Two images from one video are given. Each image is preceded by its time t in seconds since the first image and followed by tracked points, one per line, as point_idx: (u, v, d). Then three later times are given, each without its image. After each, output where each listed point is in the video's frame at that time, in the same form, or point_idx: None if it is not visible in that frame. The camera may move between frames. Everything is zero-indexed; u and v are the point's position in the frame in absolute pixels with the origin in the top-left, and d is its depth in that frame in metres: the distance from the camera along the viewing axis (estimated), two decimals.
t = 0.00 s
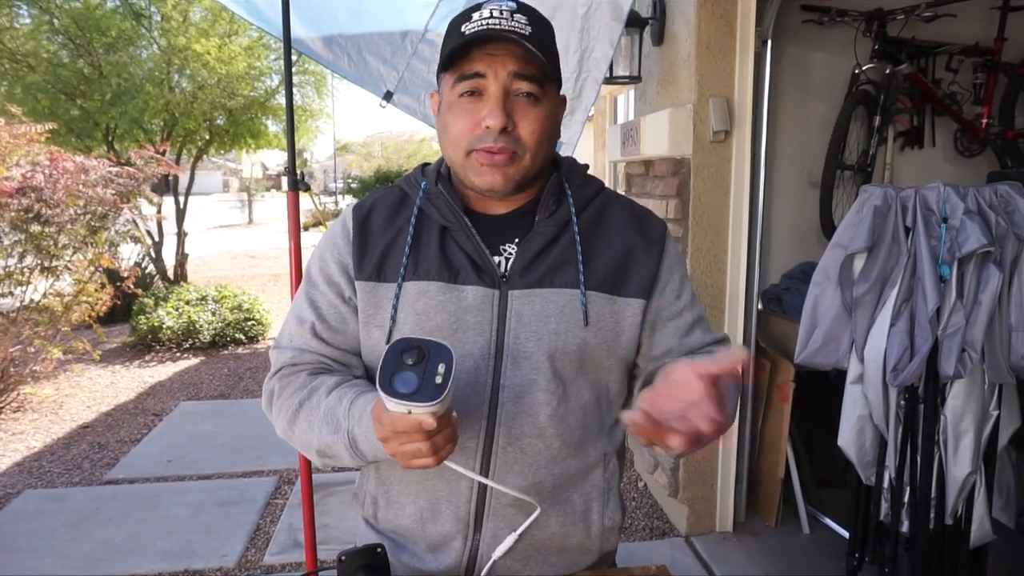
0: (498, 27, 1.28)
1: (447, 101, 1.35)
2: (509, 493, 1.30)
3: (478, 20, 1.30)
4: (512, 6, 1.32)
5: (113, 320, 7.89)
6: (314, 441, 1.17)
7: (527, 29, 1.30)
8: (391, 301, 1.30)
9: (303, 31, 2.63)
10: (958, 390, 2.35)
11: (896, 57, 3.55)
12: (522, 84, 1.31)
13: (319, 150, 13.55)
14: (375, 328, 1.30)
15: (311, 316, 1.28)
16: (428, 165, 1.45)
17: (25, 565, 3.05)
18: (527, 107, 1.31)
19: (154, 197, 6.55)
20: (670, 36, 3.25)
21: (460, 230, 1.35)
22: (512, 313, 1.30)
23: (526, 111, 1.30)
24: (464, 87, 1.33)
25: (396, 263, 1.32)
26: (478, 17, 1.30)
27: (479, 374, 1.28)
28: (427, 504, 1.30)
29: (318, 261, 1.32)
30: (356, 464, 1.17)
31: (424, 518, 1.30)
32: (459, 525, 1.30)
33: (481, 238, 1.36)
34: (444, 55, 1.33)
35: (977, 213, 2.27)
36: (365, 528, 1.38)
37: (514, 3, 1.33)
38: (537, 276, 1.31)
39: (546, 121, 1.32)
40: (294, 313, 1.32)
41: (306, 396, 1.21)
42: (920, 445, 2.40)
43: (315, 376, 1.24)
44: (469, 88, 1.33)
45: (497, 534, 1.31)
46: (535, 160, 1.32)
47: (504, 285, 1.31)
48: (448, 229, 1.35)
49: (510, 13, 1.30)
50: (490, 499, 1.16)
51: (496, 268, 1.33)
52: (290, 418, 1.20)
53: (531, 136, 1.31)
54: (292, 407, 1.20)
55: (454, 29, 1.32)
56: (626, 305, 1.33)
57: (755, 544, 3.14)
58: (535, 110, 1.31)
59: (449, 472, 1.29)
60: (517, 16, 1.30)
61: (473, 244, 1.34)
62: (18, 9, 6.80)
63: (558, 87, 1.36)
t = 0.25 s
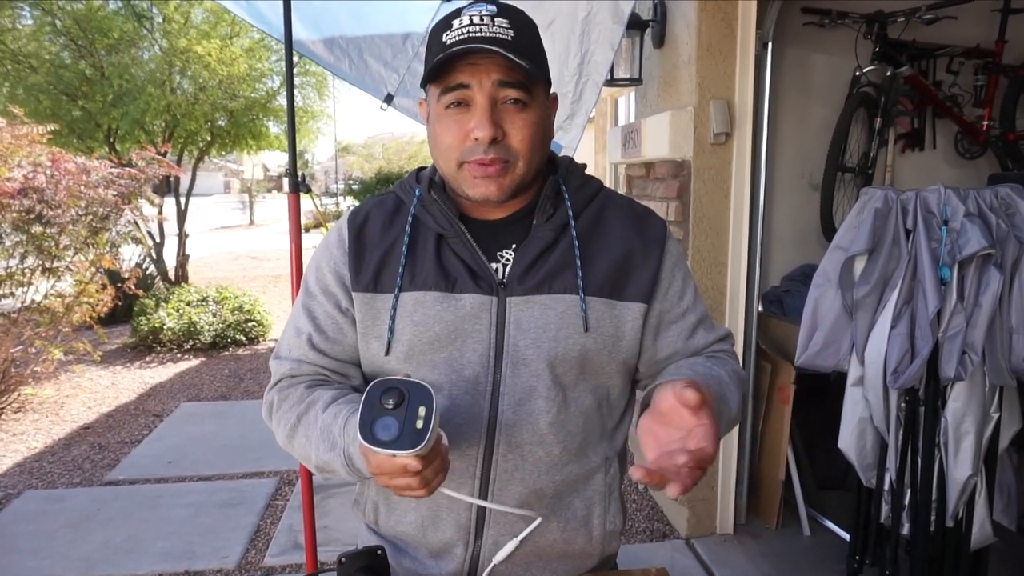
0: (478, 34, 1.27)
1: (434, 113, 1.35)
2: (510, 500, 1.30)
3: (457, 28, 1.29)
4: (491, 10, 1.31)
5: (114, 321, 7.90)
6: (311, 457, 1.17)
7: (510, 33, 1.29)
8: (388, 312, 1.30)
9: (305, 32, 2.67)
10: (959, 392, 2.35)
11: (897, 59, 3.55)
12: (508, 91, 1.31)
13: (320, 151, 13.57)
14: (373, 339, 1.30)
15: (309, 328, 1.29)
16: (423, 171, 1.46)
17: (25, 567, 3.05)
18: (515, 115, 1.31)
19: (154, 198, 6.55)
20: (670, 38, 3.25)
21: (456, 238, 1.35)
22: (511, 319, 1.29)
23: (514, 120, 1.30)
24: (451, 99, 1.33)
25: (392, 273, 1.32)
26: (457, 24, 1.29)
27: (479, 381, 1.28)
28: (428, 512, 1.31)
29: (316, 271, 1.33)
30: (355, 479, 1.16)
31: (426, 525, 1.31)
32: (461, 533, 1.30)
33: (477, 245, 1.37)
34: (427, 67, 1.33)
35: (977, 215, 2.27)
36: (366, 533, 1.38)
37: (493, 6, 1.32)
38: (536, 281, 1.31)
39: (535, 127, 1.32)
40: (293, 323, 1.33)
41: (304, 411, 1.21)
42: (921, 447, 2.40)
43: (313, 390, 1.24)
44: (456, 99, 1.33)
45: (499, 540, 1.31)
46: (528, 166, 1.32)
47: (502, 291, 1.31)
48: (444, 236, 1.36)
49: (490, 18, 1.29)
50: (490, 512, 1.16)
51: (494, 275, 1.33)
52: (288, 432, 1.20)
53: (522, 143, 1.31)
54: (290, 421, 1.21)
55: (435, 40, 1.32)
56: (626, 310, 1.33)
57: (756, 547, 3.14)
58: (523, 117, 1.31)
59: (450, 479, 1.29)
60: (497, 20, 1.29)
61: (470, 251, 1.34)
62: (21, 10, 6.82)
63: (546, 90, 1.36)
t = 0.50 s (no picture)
0: (504, 36, 1.26)
1: (452, 108, 1.34)
2: (510, 503, 1.30)
3: (484, 27, 1.28)
4: (519, 14, 1.30)
5: (114, 324, 7.90)
6: (324, 449, 1.17)
7: (536, 38, 1.28)
8: (392, 309, 1.30)
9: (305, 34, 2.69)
10: (959, 395, 2.35)
11: (897, 62, 3.55)
12: (529, 94, 1.30)
13: (320, 154, 13.58)
14: (375, 336, 1.30)
15: (315, 322, 1.28)
16: (429, 171, 1.45)
17: (24, 570, 3.05)
18: (534, 118, 1.30)
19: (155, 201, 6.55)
20: (670, 41, 3.26)
21: (461, 238, 1.34)
22: (513, 322, 1.30)
23: (532, 123, 1.30)
24: (470, 96, 1.31)
25: (397, 271, 1.32)
26: (484, 24, 1.28)
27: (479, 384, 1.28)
28: (427, 514, 1.30)
29: (320, 265, 1.32)
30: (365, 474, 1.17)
31: (424, 527, 1.30)
32: (459, 536, 1.29)
33: (482, 246, 1.36)
34: (450, 62, 1.31)
35: (977, 218, 2.27)
36: (365, 536, 1.38)
37: (520, 10, 1.31)
38: (538, 285, 1.31)
39: (552, 132, 1.32)
40: (296, 318, 1.32)
41: (313, 405, 1.21)
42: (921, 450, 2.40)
43: (321, 385, 1.24)
44: (475, 96, 1.31)
45: (497, 544, 1.30)
46: (541, 171, 1.32)
47: (505, 294, 1.31)
48: (448, 236, 1.35)
49: (518, 21, 1.28)
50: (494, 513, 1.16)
51: (497, 277, 1.33)
52: (296, 427, 1.20)
53: (537, 147, 1.30)
54: (298, 416, 1.20)
55: (459, 37, 1.30)
56: (627, 314, 1.33)
57: (756, 550, 3.14)
58: (541, 121, 1.30)
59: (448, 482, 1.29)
60: (525, 24, 1.28)
61: (474, 252, 1.34)
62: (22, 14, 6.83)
63: (565, 96, 1.35)
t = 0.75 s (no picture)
0: (510, 38, 1.25)
1: (457, 111, 1.33)
2: (509, 504, 1.29)
3: (488, 30, 1.27)
4: (524, 17, 1.29)
5: (113, 325, 7.89)
6: (336, 451, 1.17)
7: (541, 40, 1.27)
8: (396, 307, 1.29)
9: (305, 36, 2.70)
10: (960, 398, 2.35)
11: (897, 64, 3.56)
12: (534, 97, 1.29)
13: (319, 155, 13.57)
14: (379, 335, 1.29)
15: (321, 320, 1.27)
16: (434, 172, 1.45)
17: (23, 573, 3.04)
18: (539, 120, 1.29)
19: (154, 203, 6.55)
20: (670, 43, 3.26)
21: (465, 239, 1.34)
22: (517, 323, 1.30)
23: (537, 125, 1.29)
24: (475, 98, 1.30)
25: (401, 269, 1.31)
26: (489, 26, 1.27)
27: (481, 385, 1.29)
28: (426, 514, 1.30)
29: (326, 262, 1.31)
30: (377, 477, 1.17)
31: (423, 528, 1.30)
32: (459, 536, 1.29)
33: (486, 248, 1.36)
34: (454, 64, 1.30)
35: (977, 220, 2.27)
36: (364, 539, 1.38)
37: (525, 13, 1.30)
38: (541, 287, 1.31)
39: (557, 134, 1.31)
40: (301, 316, 1.31)
41: (324, 406, 1.20)
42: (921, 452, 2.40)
43: (331, 385, 1.23)
44: (480, 98, 1.31)
45: (497, 545, 1.30)
46: (545, 173, 1.31)
47: (508, 295, 1.31)
48: (453, 237, 1.35)
49: (522, 24, 1.27)
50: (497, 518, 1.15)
51: (501, 278, 1.33)
52: (306, 427, 1.19)
53: (542, 149, 1.29)
54: (308, 417, 1.19)
55: (464, 40, 1.29)
56: (629, 317, 1.33)
57: (756, 552, 3.13)
58: (546, 124, 1.30)
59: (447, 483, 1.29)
60: (529, 27, 1.27)
61: (478, 253, 1.34)
62: (21, 16, 6.82)
63: (569, 98, 1.35)
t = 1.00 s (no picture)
0: (504, 42, 1.24)
1: (452, 114, 1.32)
2: (509, 500, 1.29)
3: (482, 32, 1.25)
4: (517, 18, 1.27)
5: (112, 325, 7.89)
6: (341, 444, 1.16)
7: (534, 42, 1.26)
8: (397, 303, 1.29)
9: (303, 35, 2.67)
10: (959, 397, 2.35)
11: (897, 63, 3.56)
12: (529, 101, 1.28)
13: (319, 156, 13.57)
14: (379, 331, 1.29)
15: (323, 315, 1.27)
16: (433, 170, 1.44)
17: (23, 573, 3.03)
18: (534, 123, 1.29)
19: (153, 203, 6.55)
20: (669, 43, 3.26)
21: (465, 236, 1.34)
22: (516, 319, 1.30)
23: (532, 128, 1.28)
24: (470, 102, 1.29)
25: (402, 265, 1.31)
26: (483, 29, 1.25)
27: (480, 381, 1.29)
28: (425, 512, 1.30)
29: (328, 258, 1.31)
30: (382, 471, 1.17)
31: (422, 525, 1.30)
32: (458, 533, 1.29)
33: (486, 244, 1.36)
34: (449, 69, 1.29)
35: (976, 220, 2.26)
36: (363, 537, 1.37)
37: (518, 14, 1.28)
38: (540, 283, 1.31)
39: (553, 136, 1.31)
40: (303, 311, 1.31)
41: (329, 399, 1.19)
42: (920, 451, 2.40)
43: (335, 379, 1.23)
44: (475, 102, 1.30)
45: (496, 542, 1.30)
46: (543, 174, 1.31)
47: (508, 292, 1.31)
48: (453, 234, 1.35)
49: (515, 25, 1.25)
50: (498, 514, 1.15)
51: (500, 275, 1.33)
52: (311, 421, 1.19)
53: (539, 153, 1.29)
54: (313, 411, 1.19)
55: (458, 43, 1.28)
56: (628, 313, 1.32)
57: (755, 551, 3.13)
58: (542, 127, 1.29)
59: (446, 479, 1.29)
60: (523, 28, 1.26)
61: (479, 250, 1.34)
62: (20, 16, 6.82)
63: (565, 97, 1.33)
